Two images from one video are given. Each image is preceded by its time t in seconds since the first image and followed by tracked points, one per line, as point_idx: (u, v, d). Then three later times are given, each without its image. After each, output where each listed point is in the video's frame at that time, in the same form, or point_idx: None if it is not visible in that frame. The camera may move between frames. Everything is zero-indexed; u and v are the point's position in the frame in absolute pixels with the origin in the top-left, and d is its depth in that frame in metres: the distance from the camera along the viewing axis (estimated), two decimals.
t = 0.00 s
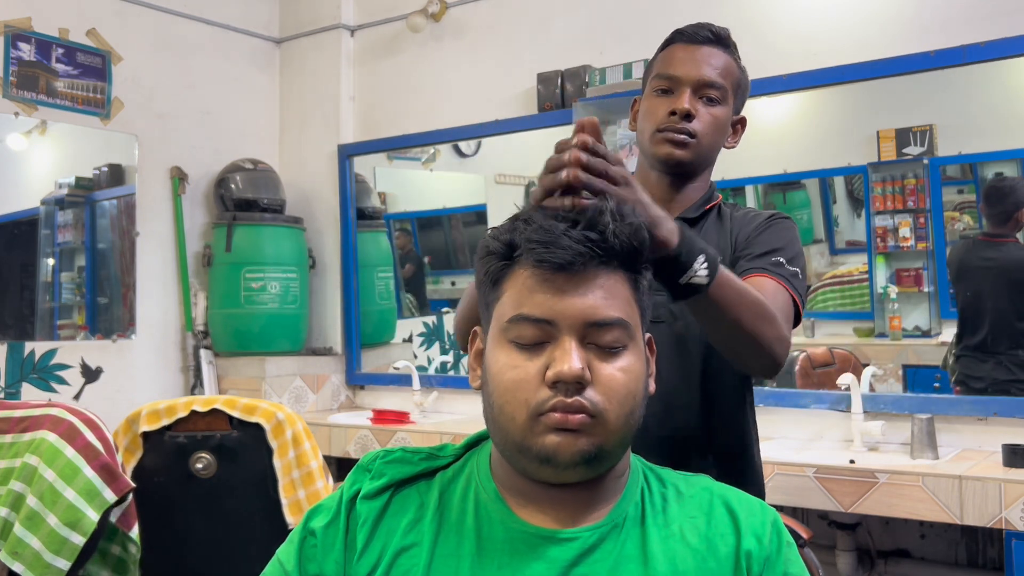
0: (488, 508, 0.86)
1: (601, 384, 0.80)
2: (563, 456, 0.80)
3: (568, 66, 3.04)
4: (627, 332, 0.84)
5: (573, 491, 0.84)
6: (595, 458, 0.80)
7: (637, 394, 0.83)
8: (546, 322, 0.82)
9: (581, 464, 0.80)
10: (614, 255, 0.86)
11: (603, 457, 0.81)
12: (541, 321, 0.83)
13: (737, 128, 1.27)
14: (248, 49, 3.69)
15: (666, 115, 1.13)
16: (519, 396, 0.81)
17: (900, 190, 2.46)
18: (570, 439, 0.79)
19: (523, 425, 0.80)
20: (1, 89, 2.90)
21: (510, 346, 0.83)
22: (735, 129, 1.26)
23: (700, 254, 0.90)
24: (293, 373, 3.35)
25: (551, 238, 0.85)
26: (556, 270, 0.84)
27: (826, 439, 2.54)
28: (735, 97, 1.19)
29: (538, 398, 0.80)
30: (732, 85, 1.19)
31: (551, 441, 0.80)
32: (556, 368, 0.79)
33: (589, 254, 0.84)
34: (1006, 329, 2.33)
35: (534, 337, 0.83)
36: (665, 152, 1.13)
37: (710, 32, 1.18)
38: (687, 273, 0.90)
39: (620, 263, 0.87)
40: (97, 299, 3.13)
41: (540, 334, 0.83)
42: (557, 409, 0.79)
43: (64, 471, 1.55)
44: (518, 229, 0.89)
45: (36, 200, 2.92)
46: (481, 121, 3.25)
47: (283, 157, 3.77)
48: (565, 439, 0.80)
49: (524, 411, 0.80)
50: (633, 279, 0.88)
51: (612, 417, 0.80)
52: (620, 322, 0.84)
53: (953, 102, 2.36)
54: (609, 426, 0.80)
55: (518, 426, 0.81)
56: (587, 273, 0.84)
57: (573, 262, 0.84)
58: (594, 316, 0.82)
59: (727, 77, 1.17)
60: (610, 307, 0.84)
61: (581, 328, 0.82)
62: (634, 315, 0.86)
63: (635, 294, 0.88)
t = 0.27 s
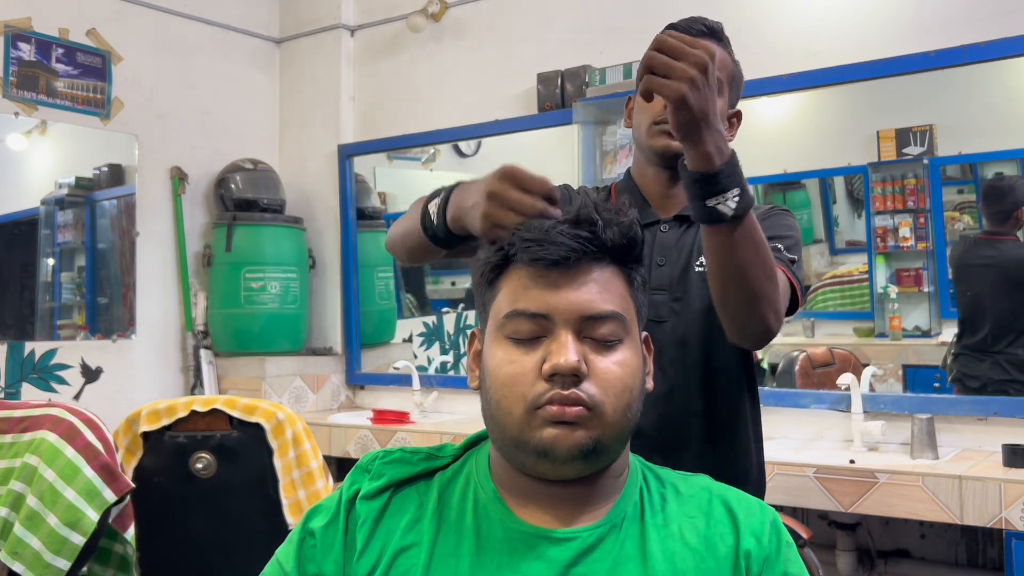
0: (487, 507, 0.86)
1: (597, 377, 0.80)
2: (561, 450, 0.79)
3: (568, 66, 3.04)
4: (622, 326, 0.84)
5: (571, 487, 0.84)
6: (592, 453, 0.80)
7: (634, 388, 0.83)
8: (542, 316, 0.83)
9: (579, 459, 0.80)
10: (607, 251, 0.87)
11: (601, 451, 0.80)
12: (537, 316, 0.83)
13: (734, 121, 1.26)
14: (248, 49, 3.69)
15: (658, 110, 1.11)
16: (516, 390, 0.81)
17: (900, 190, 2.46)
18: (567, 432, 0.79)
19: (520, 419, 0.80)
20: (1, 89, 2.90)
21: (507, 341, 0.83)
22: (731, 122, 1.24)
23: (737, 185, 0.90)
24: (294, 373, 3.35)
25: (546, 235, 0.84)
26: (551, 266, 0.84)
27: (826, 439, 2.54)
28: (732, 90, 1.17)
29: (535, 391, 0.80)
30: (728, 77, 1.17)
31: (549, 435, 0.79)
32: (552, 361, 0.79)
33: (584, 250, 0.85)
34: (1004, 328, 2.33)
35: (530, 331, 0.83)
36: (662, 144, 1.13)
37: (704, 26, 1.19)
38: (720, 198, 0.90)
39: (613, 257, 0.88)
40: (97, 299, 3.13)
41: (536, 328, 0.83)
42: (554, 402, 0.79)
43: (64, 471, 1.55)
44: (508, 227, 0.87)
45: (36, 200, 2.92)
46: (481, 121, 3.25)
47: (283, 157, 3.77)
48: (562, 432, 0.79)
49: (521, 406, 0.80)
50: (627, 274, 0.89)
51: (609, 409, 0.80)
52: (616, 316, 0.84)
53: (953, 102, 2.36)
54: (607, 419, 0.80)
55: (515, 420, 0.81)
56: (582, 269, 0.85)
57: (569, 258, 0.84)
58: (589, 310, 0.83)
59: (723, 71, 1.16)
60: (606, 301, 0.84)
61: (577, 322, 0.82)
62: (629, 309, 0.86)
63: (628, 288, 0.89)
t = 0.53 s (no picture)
0: (487, 508, 0.86)
1: (591, 376, 0.80)
2: (556, 450, 0.80)
3: (568, 66, 3.04)
4: (615, 324, 0.84)
5: (568, 486, 0.84)
6: (588, 451, 0.80)
7: (629, 386, 0.82)
8: (533, 318, 0.83)
9: (575, 458, 0.80)
10: (598, 250, 0.86)
11: (597, 450, 0.81)
12: (529, 317, 0.83)
13: (709, 119, 1.26)
14: (248, 49, 3.68)
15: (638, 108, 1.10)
16: (511, 392, 0.81)
17: (900, 190, 2.46)
18: (562, 432, 0.79)
19: (515, 421, 0.80)
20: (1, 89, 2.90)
21: (500, 344, 0.83)
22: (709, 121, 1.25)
23: (708, 254, 0.88)
24: (293, 373, 3.35)
25: (533, 235, 0.85)
26: (541, 266, 0.84)
27: (826, 439, 2.54)
28: (707, 90, 1.16)
29: (529, 393, 0.80)
30: (703, 77, 1.16)
31: (544, 436, 0.79)
32: (546, 362, 0.79)
33: (573, 250, 0.84)
34: (1001, 327, 2.34)
35: (523, 333, 0.83)
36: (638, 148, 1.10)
37: (679, 26, 1.18)
38: (691, 270, 0.89)
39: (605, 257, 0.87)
40: (97, 299, 3.12)
41: (529, 330, 0.83)
42: (548, 403, 0.79)
43: (64, 471, 1.55)
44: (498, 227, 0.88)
45: (36, 200, 2.92)
46: (481, 121, 3.25)
47: (283, 157, 3.77)
48: (557, 432, 0.79)
49: (516, 408, 0.80)
50: (619, 272, 0.88)
51: (604, 409, 0.80)
52: (608, 315, 0.83)
53: (953, 102, 2.36)
54: (602, 418, 0.80)
55: (511, 423, 0.81)
56: (572, 268, 0.84)
57: (558, 258, 0.84)
58: (580, 310, 0.83)
59: (698, 70, 1.15)
60: (598, 299, 0.84)
61: (569, 322, 0.82)
62: (620, 305, 0.86)
63: (622, 286, 0.88)
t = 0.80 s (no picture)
0: (486, 508, 0.86)
1: (596, 381, 0.80)
2: (558, 453, 0.79)
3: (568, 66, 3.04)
4: (621, 329, 0.84)
5: (568, 489, 0.84)
6: (590, 455, 0.80)
7: (632, 391, 0.83)
8: (540, 320, 0.83)
9: (576, 462, 0.80)
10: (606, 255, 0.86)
11: (598, 454, 0.80)
12: (535, 319, 0.83)
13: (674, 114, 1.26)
14: (249, 49, 3.69)
15: (601, 105, 1.12)
16: (514, 393, 0.81)
17: (900, 190, 2.46)
18: (565, 435, 0.79)
19: (518, 422, 0.80)
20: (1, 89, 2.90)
21: (506, 344, 0.83)
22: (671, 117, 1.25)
23: (705, 268, 0.91)
24: (294, 373, 3.34)
25: (540, 233, 0.85)
26: (549, 266, 0.84)
27: (826, 439, 2.54)
28: (669, 84, 1.18)
29: (532, 394, 0.80)
30: (665, 73, 1.18)
31: (546, 438, 0.79)
32: (550, 365, 0.79)
33: (583, 250, 0.83)
34: (993, 324, 2.35)
35: (529, 334, 0.83)
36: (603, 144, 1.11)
37: (639, 22, 1.19)
38: (691, 285, 0.91)
39: (615, 265, 0.86)
40: (97, 299, 3.12)
41: (535, 332, 0.83)
42: (551, 405, 0.79)
43: (64, 471, 1.55)
44: (506, 226, 0.88)
45: (37, 200, 2.93)
46: (481, 121, 3.25)
47: (283, 157, 3.78)
48: (559, 435, 0.79)
49: (519, 409, 0.80)
50: (626, 279, 0.88)
51: (607, 413, 0.80)
52: (614, 320, 0.84)
53: (953, 102, 2.36)
54: (604, 422, 0.80)
55: (513, 423, 0.81)
56: (581, 272, 0.84)
57: (566, 257, 0.83)
58: (587, 313, 0.83)
59: (660, 66, 1.17)
60: (605, 304, 0.84)
61: (575, 325, 0.82)
62: (627, 311, 0.86)
63: (629, 293, 0.88)
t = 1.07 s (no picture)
0: (488, 507, 0.86)
1: (601, 379, 0.80)
2: (563, 451, 0.79)
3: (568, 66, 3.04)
4: (626, 328, 0.84)
5: (571, 488, 0.84)
6: (595, 453, 0.80)
7: (636, 390, 0.83)
8: (546, 317, 0.83)
9: (581, 460, 0.80)
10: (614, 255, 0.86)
11: (603, 453, 0.80)
12: (541, 317, 0.83)
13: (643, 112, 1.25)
14: (248, 49, 3.68)
15: (569, 105, 1.11)
16: (519, 390, 0.81)
17: (900, 190, 2.46)
18: (570, 433, 0.79)
19: (523, 419, 0.80)
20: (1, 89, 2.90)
21: (511, 342, 0.84)
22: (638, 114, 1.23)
23: (705, 277, 0.92)
24: (294, 373, 3.34)
25: (549, 233, 0.85)
26: (557, 265, 0.84)
27: (826, 439, 2.54)
28: (635, 82, 1.17)
29: (538, 392, 0.80)
30: (630, 70, 1.17)
31: (551, 436, 0.79)
32: (556, 362, 0.79)
33: (592, 249, 0.84)
34: (979, 323, 2.37)
35: (534, 332, 0.83)
36: (573, 144, 1.10)
37: (602, 21, 1.18)
38: (691, 294, 0.92)
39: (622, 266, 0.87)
40: (97, 299, 3.12)
41: (540, 329, 0.83)
42: (557, 403, 0.79)
43: (64, 471, 1.55)
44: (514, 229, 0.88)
45: (36, 200, 2.93)
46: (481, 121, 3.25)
47: (283, 157, 3.77)
48: (565, 433, 0.79)
49: (524, 406, 0.80)
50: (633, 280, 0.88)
51: (612, 411, 0.80)
52: (620, 319, 0.84)
53: (953, 102, 2.36)
54: (609, 421, 0.80)
55: (518, 420, 0.80)
56: (589, 271, 0.84)
57: (575, 256, 0.83)
58: (593, 312, 0.83)
59: (625, 64, 1.16)
60: (611, 304, 0.84)
61: (580, 323, 0.82)
62: (632, 312, 0.86)
63: (634, 294, 0.88)
